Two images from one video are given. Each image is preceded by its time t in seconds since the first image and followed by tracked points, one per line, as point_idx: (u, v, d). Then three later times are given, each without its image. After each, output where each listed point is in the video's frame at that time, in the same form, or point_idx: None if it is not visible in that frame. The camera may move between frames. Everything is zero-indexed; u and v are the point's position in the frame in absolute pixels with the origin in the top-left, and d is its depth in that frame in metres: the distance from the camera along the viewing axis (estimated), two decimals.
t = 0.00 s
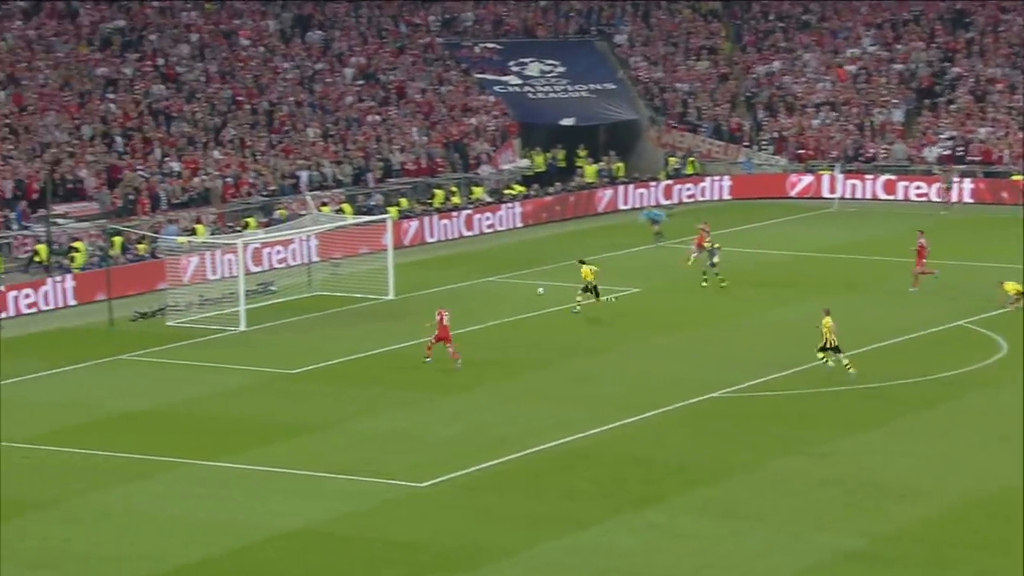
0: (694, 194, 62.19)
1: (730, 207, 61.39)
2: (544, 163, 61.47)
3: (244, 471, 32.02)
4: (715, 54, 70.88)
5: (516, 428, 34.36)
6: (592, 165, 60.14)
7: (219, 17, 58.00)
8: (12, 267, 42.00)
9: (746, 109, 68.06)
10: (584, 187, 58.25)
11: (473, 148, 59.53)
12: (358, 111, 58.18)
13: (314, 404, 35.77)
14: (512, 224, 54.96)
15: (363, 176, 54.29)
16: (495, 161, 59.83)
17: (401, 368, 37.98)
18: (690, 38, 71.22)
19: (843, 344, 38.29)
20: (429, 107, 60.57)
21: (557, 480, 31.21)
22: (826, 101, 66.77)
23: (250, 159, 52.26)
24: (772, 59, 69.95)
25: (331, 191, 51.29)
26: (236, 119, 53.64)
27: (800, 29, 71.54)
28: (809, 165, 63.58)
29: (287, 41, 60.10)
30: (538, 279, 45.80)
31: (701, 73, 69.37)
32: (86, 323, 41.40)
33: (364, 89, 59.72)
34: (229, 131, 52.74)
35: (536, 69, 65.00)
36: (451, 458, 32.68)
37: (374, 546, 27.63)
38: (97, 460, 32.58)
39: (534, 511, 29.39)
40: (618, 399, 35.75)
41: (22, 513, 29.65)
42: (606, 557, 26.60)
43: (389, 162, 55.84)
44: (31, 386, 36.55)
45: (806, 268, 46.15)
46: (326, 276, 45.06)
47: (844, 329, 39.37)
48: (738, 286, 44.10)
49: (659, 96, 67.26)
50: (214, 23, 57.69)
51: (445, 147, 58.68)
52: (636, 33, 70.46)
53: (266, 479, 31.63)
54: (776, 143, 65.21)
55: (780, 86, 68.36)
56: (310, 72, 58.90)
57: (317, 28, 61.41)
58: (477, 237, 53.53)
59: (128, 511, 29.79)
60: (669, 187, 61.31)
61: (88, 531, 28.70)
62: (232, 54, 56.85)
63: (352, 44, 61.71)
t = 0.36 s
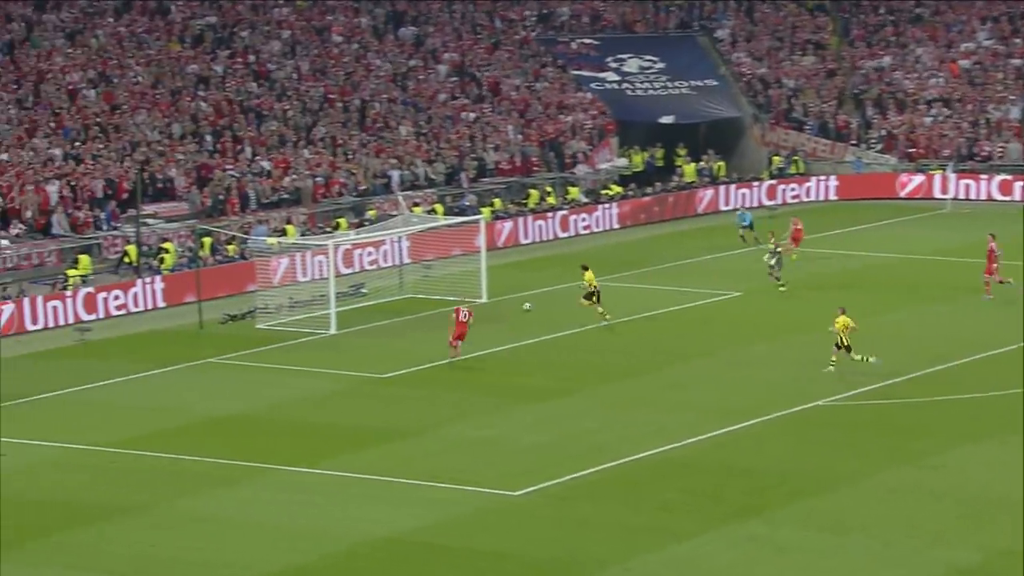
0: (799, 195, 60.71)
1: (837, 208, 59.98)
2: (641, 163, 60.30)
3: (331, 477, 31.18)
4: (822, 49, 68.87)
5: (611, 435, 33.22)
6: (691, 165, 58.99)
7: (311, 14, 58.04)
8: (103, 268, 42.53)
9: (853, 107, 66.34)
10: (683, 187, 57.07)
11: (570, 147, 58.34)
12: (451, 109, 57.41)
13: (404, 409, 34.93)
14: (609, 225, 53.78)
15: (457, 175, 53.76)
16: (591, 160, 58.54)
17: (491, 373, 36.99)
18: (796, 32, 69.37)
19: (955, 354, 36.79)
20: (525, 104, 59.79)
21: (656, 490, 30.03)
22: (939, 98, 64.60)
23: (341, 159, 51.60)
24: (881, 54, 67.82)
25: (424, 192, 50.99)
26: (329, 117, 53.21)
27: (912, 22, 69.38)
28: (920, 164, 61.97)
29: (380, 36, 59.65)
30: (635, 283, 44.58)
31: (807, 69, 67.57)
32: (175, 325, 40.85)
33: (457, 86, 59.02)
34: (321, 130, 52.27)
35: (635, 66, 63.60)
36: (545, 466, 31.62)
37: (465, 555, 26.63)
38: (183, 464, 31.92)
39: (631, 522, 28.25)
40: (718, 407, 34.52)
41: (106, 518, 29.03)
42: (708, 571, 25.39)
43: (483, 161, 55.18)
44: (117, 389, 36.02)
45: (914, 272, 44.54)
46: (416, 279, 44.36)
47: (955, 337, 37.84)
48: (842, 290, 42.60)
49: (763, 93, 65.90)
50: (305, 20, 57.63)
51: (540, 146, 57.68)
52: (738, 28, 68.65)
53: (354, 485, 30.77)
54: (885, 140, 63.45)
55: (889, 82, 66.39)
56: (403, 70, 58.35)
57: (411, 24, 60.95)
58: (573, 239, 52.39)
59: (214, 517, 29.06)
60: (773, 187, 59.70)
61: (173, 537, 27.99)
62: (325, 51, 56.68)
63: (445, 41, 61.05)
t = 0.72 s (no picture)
0: (886, 191, 57.87)
1: (925, 206, 56.71)
2: (720, 157, 57.79)
3: (390, 487, 29.56)
4: (912, 37, 65.70)
5: (686, 445, 31.35)
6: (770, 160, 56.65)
7: (374, 2, 56.58)
8: (157, 269, 41.58)
9: (946, 99, 62.92)
10: (764, 184, 54.89)
11: (644, 140, 56.37)
12: (518, 102, 55.90)
13: (467, 417, 33.25)
14: (683, 223, 51.89)
15: (524, 171, 52.17)
16: (665, 156, 56.68)
17: (558, 381, 35.25)
18: (884, 19, 66.34)
19: None
20: (596, 96, 58.12)
21: (735, 504, 28.13)
22: None
23: (403, 153, 49.84)
24: (976, 42, 64.96)
25: (489, 189, 49.50)
26: (391, 110, 51.94)
27: (1008, 9, 66.36)
28: (1016, 160, 58.22)
29: (445, 25, 58.17)
30: (710, 285, 42.77)
31: (897, 58, 64.56)
32: (231, 327, 39.39)
33: (525, 76, 57.55)
34: (382, 123, 50.84)
35: (712, 56, 61.00)
36: (617, 478, 29.81)
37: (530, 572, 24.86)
38: (236, 473, 30.43)
39: (708, 537, 26.38)
40: (800, 416, 32.55)
41: (154, 528, 27.58)
42: None
43: (552, 156, 53.40)
44: (169, 394, 34.64)
45: (1005, 275, 42.27)
46: (480, 279, 42.83)
47: None
48: (931, 294, 40.45)
49: (849, 84, 63.42)
50: (368, 9, 56.20)
51: (612, 139, 56.06)
52: (823, 15, 66.01)
53: (414, 496, 29.12)
54: (979, 134, 60.44)
55: (983, 72, 63.49)
56: (469, 60, 56.92)
57: (476, 13, 59.50)
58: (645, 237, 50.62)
59: (267, 527, 27.52)
60: (859, 184, 57.14)
61: (223, 548, 26.48)
62: (387, 40, 55.34)
63: (513, 30, 59.49)
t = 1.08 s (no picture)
0: (953, 185, 53.75)
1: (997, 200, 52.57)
2: (771, 147, 54.71)
3: (413, 504, 27.15)
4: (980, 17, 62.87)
5: (735, 459, 28.84)
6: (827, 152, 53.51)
7: None
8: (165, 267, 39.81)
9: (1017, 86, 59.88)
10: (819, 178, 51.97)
11: (689, 130, 53.58)
12: (553, 88, 53.64)
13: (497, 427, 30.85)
14: (731, 219, 49.29)
15: (560, 163, 49.62)
16: (712, 147, 53.77)
17: (595, 389, 32.80)
18: None
19: None
20: (638, 82, 55.60)
21: (791, 522, 25.60)
22: None
23: (430, 144, 47.49)
24: None
25: (522, 183, 47.34)
26: (417, 97, 49.68)
27: None
28: None
29: (476, 6, 55.73)
30: (760, 287, 40.19)
31: (968, 39, 61.75)
32: (244, 331, 37.06)
33: (560, 61, 55.38)
34: (407, 111, 48.54)
35: (763, 39, 58.83)
36: (660, 493, 27.32)
37: None
38: (246, 488, 28.08)
39: (764, 558, 23.83)
40: (858, 429, 30.02)
41: (154, 547, 25.22)
42: None
43: (589, 146, 51.24)
44: (176, 403, 32.33)
45: None
46: (514, 280, 40.40)
47: None
48: (993, 296, 37.83)
49: (912, 70, 60.22)
50: None
51: (654, 130, 53.23)
52: None
53: (440, 513, 26.69)
54: None
55: None
56: (501, 43, 54.56)
57: None
58: (690, 235, 48.16)
59: (278, 547, 25.12)
60: (923, 177, 53.36)
61: (228, 570, 24.07)
62: (414, 20, 52.91)
63: (548, 10, 57.11)
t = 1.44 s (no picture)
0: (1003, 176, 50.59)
1: None
2: (803, 135, 51.93)
3: (405, 526, 24.35)
4: None
5: (763, 476, 26.02)
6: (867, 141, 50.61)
7: None
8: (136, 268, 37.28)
9: None
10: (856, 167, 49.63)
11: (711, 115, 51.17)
12: (563, 69, 50.99)
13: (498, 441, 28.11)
14: (757, 214, 46.55)
15: (570, 151, 46.98)
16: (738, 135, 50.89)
17: (605, 399, 30.05)
18: None
19: None
20: (655, 65, 53.20)
21: (828, 545, 22.80)
22: None
23: (428, 131, 44.92)
24: None
25: (528, 173, 44.83)
26: (414, 79, 47.02)
27: None
28: None
29: None
30: (785, 288, 37.52)
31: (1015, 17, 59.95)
32: (226, 336, 34.41)
33: (570, 39, 52.80)
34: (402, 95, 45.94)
35: (794, 15, 55.13)
36: (680, 513, 24.53)
37: None
38: (221, 507, 25.33)
39: None
40: (895, 442, 27.24)
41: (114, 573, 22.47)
42: None
43: (602, 135, 48.46)
44: (149, 416, 29.60)
45: None
46: (518, 280, 37.77)
47: None
48: None
49: (956, 49, 58.04)
50: None
51: (675, 116, 50.92)
52: None
53: (434, 536, 23.88)
54: None
55: None
56: (507, 21, 51.92)
57: None
58: (712, 230, 45.37)
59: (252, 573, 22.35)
60: (969, 167, 50.22)
61: None
62: None
63: None
